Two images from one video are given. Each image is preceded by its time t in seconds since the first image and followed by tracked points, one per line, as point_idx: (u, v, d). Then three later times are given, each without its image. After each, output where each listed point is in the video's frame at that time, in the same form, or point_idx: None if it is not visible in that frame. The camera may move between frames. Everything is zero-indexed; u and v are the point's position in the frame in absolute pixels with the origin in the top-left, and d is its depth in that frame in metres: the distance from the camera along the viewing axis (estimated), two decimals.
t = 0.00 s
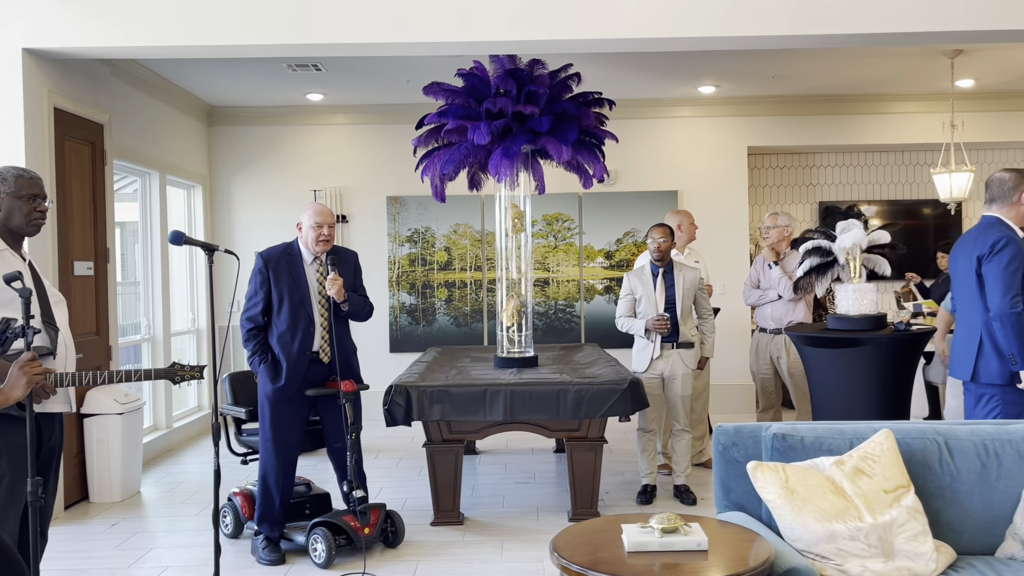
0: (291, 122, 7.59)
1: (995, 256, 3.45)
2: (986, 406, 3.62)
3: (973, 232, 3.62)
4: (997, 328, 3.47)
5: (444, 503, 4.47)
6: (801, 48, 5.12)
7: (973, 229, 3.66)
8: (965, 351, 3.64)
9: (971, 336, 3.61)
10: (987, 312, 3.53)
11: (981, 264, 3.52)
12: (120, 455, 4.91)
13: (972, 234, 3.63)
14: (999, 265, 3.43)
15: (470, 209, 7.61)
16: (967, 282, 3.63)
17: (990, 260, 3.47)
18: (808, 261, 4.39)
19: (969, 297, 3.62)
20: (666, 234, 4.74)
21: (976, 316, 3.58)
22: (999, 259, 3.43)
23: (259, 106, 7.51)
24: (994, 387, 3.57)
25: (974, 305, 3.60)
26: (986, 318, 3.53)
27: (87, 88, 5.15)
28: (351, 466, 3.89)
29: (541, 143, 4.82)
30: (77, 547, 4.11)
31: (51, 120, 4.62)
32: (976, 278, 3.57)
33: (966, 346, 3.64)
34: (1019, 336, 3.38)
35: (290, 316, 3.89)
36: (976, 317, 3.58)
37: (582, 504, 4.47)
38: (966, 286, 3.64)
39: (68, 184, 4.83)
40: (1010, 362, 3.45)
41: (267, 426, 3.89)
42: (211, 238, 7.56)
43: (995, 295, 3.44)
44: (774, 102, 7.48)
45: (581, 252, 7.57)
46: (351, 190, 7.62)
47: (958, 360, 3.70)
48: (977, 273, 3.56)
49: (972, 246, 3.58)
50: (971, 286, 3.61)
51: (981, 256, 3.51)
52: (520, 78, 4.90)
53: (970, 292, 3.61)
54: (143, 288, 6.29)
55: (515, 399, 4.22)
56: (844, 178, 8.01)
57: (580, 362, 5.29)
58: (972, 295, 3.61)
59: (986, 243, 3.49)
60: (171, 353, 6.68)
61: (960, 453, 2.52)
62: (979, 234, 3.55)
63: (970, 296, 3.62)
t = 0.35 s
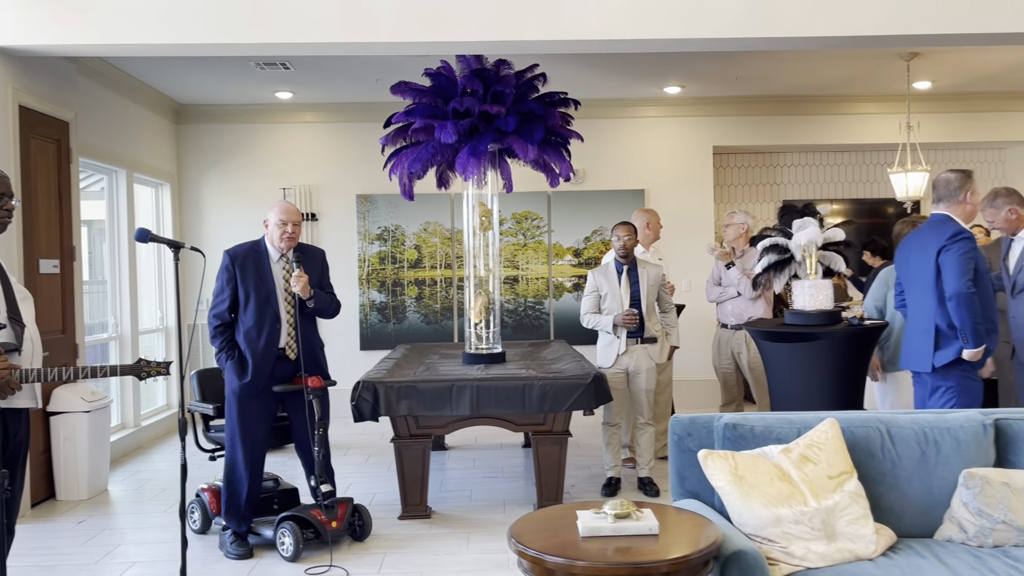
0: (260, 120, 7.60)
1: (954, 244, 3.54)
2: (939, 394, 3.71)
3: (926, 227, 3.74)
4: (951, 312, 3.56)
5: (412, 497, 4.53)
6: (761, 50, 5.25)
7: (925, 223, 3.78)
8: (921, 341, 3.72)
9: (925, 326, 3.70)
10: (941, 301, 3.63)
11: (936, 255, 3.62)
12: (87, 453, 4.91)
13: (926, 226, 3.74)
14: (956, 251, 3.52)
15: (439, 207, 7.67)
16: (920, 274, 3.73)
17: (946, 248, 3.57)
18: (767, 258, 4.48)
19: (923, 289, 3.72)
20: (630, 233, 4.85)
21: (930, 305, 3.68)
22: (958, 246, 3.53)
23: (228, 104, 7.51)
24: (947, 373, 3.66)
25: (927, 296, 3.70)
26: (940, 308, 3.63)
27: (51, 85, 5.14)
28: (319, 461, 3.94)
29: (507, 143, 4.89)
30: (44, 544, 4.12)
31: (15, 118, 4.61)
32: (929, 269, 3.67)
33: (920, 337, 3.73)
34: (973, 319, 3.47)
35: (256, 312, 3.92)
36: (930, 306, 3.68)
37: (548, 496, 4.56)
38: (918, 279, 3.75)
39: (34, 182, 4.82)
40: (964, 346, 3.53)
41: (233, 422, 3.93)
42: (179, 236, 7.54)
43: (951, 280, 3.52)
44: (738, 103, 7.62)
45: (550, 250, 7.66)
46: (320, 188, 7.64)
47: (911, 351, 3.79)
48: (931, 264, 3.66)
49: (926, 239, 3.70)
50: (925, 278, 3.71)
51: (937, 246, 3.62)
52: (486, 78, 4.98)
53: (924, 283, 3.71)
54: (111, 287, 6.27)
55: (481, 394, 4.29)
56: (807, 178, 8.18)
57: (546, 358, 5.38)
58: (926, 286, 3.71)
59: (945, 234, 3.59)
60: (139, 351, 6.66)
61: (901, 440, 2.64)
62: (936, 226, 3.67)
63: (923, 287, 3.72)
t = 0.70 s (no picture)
0: (228, 114, 7.58)
1: (911, 239, 3.65)
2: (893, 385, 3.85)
3: (883, 223, 3.84)
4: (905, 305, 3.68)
5: (381, 489, 4.59)
6: (725, 49, 5.36)
7: (881, 219, 3.90)
8: (877, 333, 3.83)
9: (880, 319, 3.81)
10: (896, 294, 3.74)
11: (892, 250, 3.73)
12: (54, 447, 4.90)
13: (884, 222, 3.84)
14: (913, 246, 3.63)
15: (409, 202, 7.71)
16: (876, 269, 3.84)
17: (903, 244, 3.67)
18: (728, 253, 4.60)
19: (878, 283, 3.83)
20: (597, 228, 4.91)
21: (885, 298, 3.79)
22: (914, 241, 3.64)
23: (196, 98, 7.48)
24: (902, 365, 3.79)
25: (883, 289, 3.81)
26: (896, 300, 3.74)
27: (15, 78, 5.11)
28: (289, 452, 3.99)
29: (475, 138, 4.96)
30: (11, 538, 4.12)
31: None
32: (885, 263, 3.78)
33: (875, 330, 3.84)
34: (924, 311, 3.60)
35: (225, 306, 3.95)
36: (885, 299, 3.79)
37: (515, 486, 4.64)
38: (874, 273, 3.86)
39: None
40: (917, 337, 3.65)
41: (203, 415, 3.96)
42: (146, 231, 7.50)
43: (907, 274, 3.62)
44: (703, 100, 7.76)
45: (519, 245, 7.74)
46: (289, 183, 7.65)
47: (868, 342, 3.90)
48: (886, 259, 3.78)
49: (883, 234, 3.81)
50: (881, 272, 3.82)
51: (893, 241, 3.73)
52: (454, 74, 5.03)
53: (879, 277, 3.82)
54: (77, 281, 6.24)
55: (449, 386, 4.36)
56: (770, 174, 8.35)
57: (514, 351, 5.46)
58: (882, 279, 3.82)
59: (902, 230, 3.70)
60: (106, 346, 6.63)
61: (851, 427, 2.77)
62: (894, 222, 3.77)
63: (878, 280, 3.82)
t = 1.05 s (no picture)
0: (201, 101, 7.52)
1: (897, 231, 3.61)
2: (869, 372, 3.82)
3: (861, 212, 3.80)
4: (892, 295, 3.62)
5: (359, 475, 4.64)
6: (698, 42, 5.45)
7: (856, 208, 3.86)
8: (860, 322, 3.77)
9: (863, 308, 3.76)
10: (881, 284, 3.69)
11: (877, 239, 3.68)
12: (28, 435, 4.88)
13: (864, 212, 3.79)
14: (900, 237, 3.59)
15: (384, 191, 7.72)
16: (857, 258, 3.79)
17: (890, 234, 3.62)
18: (700, 243, 4.70)
19: (860, 272, 3.78)
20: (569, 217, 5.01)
21: (868, 287, 3.74)
22: (900, 233, 3.59)
23: (168, 85, 7.42)
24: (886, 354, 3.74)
25: (866, 279, 3.75)
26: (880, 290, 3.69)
27: None
28: (267, 439, 4.04)
29: (452, 128, 4.99)
30: None
31: None
32: (869, 252, 3.73)
33: (858, 318, 3.78)
34: (912, 302, 3.55)
35: (204, 294, 3.96)
36: (869, 288, 3.73)
37: (491, 471, 4.71)
38: (855, 262, 3.80)
39: None
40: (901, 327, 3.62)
41: (181, 402, 3.98)
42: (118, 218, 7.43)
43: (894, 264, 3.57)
44: (676, 91, 7.85)
45: (494, 234, 7.79)
46: (263, 171, 7.62)
47: (849, 331, 3.84)
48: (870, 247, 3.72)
49: (864, 223, 3.75)
50: (862, 261, 3.76)
51: (879, 230, 3.67)
52: (431, 64, 5.05)
53: (861, 266, 3.77)
54: (48, 269, 6.18)
55: (427, 373, 4.41)
56: (742, 165, 8.48)
57: (490, 339, 5.52)
58: (864, 270, 3.76)
59: (888, 221, 3.65)
60: (78, 334, 6.58)
61: (818, 410, 2.87)
62: (878, 212, 3.71)
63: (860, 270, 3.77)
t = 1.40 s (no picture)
0: (169, 84, 7.45)
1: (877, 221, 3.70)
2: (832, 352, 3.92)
3: (836, 197, 3.86)
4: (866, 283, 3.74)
5: (332, 456, 4.69)
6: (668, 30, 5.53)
7: (827, 192, 3.93)
8: (828, 305, 3.86)
9: (833, 292, 3.84)
10: (854, 271, 3.79)
11: (855, 227, 3.77)
12: None
13: (838, 197, 3.86)
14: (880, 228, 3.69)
15: (354, 175, 7.72)
16: (830, 243, 3.86)
17: (870, 223, 3.72)
18: (668, 228, 4.79)
19: (833, 257, 3.85)
20: (537, 203, 5.08)
21: (839, 273, 3.82)
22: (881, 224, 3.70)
23: (135, 67, 7.34)
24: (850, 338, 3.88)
25: (838, 265, 3.83)
26: (853, 276, 3.78)
27: None
28: (241, 420, 4.08)
29: (424, 113, 5.03)
30: None
31: None
32: (843, 239, 3.81)
33: (826, 302, 3.86)
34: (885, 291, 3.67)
35: (177, 276, 3.98)
36: (842, 274, 3.82)
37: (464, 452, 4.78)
38: (828, 247, 3.87)
39: None
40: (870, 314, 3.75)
41: (155, 384, 4.00)
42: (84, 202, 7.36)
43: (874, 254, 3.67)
44: (645, 79, 7.94)
45: (465, 219, 7.83)
46: (233, 154, 7.58)
47: (815, 313, 3.91)
48: (845, 234, 3.80)
49: (840, 210, 3.82)
50: (836, 247, 3.84)
51: (858, 219, 3.75)
52: (403, 48, 5.07)
53: (834, 252, 3.84)
54: (14, 253, 6.11)
55: (400, 356, 4.47)
56: (709, 153, 8.61)
57: (462, 323, 5.58)
58: (836, 256, 3.84)
59: (868, 211, 3.74)
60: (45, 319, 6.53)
61: (780, 386, 2.98)
62: (858, 201, 3.78)
63: (833, 255, 3.85)
